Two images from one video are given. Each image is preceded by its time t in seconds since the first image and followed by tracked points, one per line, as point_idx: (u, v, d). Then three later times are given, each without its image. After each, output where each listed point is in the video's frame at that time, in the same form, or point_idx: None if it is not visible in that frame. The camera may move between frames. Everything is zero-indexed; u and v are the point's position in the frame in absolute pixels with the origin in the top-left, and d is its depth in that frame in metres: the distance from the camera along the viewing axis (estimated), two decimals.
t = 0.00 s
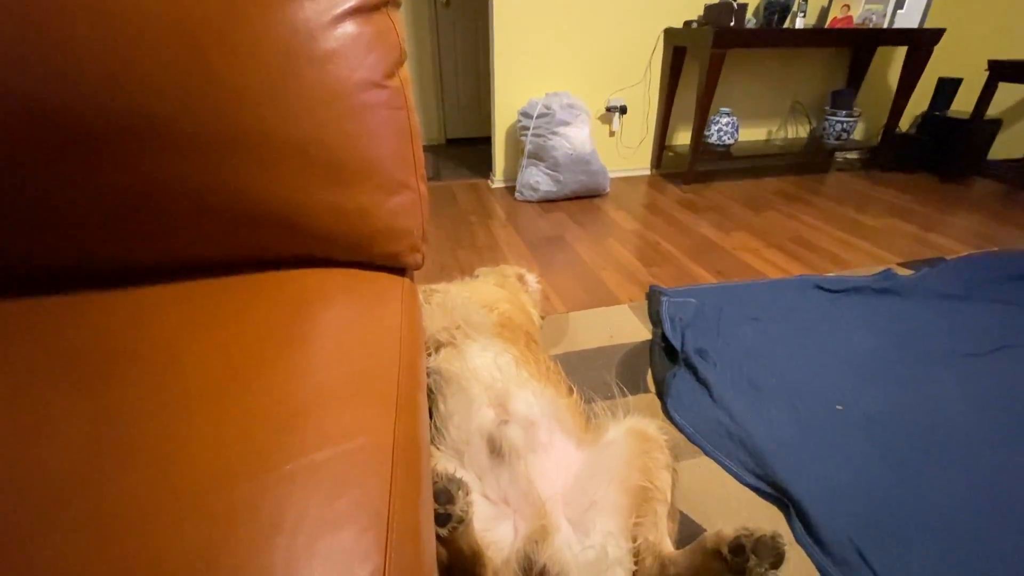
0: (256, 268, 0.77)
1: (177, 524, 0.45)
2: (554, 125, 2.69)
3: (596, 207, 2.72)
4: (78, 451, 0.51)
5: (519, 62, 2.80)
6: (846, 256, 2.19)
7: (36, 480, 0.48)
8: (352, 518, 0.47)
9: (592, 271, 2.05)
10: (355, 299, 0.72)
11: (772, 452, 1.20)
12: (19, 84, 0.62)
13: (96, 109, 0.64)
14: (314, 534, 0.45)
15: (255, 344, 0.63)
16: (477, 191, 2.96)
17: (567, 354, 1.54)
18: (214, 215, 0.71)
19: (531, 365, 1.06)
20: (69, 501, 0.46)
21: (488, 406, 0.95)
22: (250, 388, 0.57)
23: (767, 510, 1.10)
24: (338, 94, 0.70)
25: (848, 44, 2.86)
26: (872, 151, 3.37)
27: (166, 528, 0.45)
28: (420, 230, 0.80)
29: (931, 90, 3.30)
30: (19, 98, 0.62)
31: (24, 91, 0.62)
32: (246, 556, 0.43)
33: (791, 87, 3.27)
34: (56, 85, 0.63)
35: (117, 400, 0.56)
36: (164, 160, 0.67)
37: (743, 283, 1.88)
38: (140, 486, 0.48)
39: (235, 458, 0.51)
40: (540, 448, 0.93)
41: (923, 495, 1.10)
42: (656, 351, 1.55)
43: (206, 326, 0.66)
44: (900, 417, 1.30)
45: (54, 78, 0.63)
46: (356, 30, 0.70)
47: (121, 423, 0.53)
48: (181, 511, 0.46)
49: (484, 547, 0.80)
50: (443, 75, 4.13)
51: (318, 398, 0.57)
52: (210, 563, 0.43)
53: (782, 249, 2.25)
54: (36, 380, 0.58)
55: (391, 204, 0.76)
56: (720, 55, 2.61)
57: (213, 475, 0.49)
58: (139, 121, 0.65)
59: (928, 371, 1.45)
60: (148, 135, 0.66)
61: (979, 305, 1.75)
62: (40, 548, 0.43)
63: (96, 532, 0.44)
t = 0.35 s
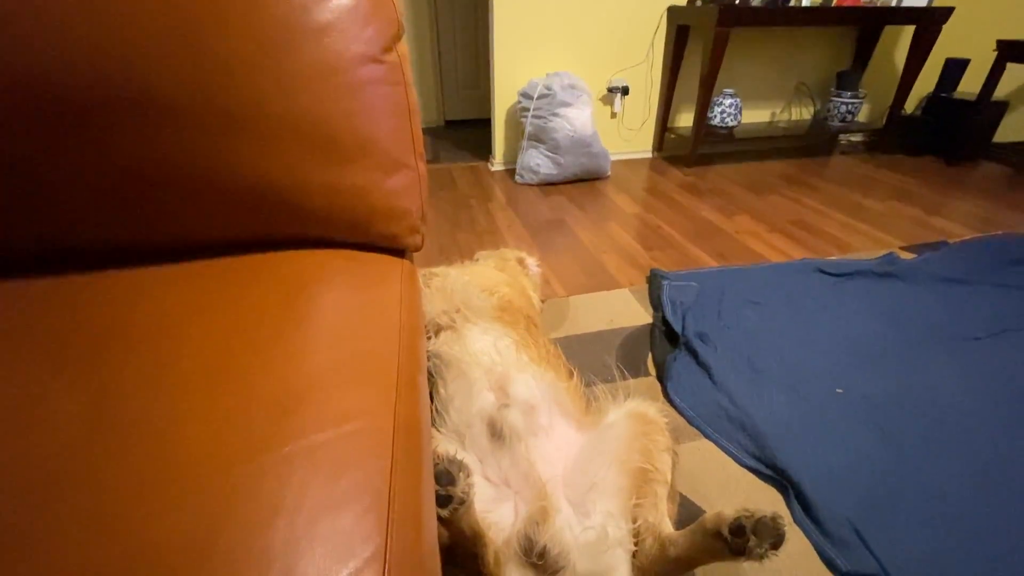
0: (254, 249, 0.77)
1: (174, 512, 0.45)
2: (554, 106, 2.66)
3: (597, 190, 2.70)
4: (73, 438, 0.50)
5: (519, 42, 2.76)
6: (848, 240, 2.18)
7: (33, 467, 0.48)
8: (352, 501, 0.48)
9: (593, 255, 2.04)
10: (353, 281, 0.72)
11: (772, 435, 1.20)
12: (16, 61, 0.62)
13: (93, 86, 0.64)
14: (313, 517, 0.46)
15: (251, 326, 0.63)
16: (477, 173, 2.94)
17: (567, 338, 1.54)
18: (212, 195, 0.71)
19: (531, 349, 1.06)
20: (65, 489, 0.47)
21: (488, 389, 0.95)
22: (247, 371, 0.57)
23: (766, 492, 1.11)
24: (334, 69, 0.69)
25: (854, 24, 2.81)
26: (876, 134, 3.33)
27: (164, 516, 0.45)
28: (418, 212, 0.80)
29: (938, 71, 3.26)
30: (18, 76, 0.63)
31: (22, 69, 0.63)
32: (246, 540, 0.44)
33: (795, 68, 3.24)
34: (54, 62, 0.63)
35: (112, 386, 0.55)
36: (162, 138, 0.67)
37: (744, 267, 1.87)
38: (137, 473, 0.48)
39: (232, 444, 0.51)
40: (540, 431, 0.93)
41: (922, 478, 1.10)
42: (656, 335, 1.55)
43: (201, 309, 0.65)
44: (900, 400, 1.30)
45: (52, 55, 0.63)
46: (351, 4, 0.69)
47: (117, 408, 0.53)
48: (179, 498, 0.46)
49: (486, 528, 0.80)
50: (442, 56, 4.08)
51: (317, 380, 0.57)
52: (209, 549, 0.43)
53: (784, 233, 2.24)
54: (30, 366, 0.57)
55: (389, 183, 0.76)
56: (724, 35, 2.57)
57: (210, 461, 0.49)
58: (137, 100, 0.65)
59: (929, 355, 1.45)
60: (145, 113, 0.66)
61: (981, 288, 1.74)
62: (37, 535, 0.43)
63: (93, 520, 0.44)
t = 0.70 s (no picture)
0: (254, 235, 0.77)
1: (173, 502, 0.46)
2: (555, 92, 2.64)
3: (597, 177, 2.69)
4: (71, 427, 0.51)
5: (519, 28, 2.73)
6: (850, 228, 2.17)
7: (31, 458, 0.48)
8: (352, 488, 0.48)
9: (593, 243, 2.03)
10: (352, 268, 0.72)
11: (772, 422, 1.20)
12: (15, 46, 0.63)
13: (92, 71, 0.64)
14: (312, 504, 0.46)
15: (249, 316, 0.63)
16: (476, 161, 2.93)
17: (568, 326, 1.54)
18: (211, 181, 0.71)
19: (531, 337, 1.06)
20: (62, 478, 0.47)
21: (488, 377, 0.95)
22: (245, 361, 0.57)
23: (765, 479, 1.11)
24: (331, 51, 0.69)
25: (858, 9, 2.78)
26: (879, 121, 3.31)
27: (162, 506, 0.45)
28: (418, 198, 0.80)
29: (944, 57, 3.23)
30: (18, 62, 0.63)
31: (22, 54, 0.63)
32: (246, 526, 0.44)
33: (799, 54, 3.21)
34: (53, 48, 0.63)
35: (111, 376, 0.55)
36: (161, 123, 0.67)
37: (745, 256, 1.87)
38: (135, 463, 0.48)
39: (230, 433, 0.51)
40: (540, 418, 0.93)
41: (920, 465, 1.11)
42: (656, 323, 1.55)
43: (198, 299, 0.65)
44: (901, 388, 1.30)
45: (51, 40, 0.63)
46: None
47: (115, 398, 0.53)
48: (177, 489, 0.46)
49: (486, 514, 0.80)
50: (442, 41, 4.04)
51: (317, 366, 0.58)
52: (208, 538, 0.43)
53: (786, 221, 2.23)
54: (28, 355, 0.57)
55: (389, 168, 0.76)
56: (727, 19, 2.55)
57: (208, 450, 0.49)
58: (134, 85, 0.66)
59: (930, 343, 1.45)
60: (143, 97, 0.66)
61: (983, 277, 1.74)
62: (37, 523, 0.44)
63: (91, 509, 0.45)
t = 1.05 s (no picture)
0: (250, 222, 0.76)
1: (166, 490, 0.45)
2: (555, 79, 2.62)
3: (597, 166, 2.67)
4: (66, 413, 0.51)
5: (519, 14, 2.71)
6: (852, 216, 2.15)
7: (27, 445, 0.48)
8: (348, 476, 0.47)
9: (593, 232, 2.02)
10: (349, 254, 0.71)
11: (772, 411, 1.20)
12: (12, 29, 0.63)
13: (89, 53, 0.64)
14: (306, 491, 0.46)
15: (244, 303, 0.62)
16: (476, 149, 2.91)
17: (567, 315, 1.53)
18: (208, 165, 0.71)
19: (531, 326, 1.05)
20: (58, 464, 0.47)
21: (487, 366, 0.95)
22: (239, 349, 0.57)
23: (764, 467, 1.11)
24: (324, 32, 0.69)
25: None
26: (883, 108, 3.28)
27: (155, 494, 0.45)
28: (415, 183, 0.80)
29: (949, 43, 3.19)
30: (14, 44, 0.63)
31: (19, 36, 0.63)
32: (239, 514, 0.44)
33: (801, 40, 3.18)
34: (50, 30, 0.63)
35: (105, 364, 0.55)
36: (156, 106, 0.67)
37: (747, 245, 1.85)
38: (129, 451, 0.48)
39: (225, 421, 0.50)
40: (540, 407, 0.93)
41: (919, 454, 1.11)
42: (656, 313, 1.54)
43: (192, 287, 0.65)
44: (901, 377, 1.29)
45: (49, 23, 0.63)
46: None
47: (109, 387, 0.53)
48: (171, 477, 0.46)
49: (485, 502, 0.79)
50: (440, 28, 4.00)
51: (313, 352, 0.57)
52: (201, 526, 0.43)
53: (787, 210, 2.21)
54: (24, 341, 0.57)
55: (385, 152, 0.76)
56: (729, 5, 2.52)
57: (201, 438, 0.49)
58: (130, 68, 0.66)
59: (930, 333, 1.44)
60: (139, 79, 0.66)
61: (985, 266, 1.73)
62: (30, 511, 0.43)
63: (84, 498, 0.44)
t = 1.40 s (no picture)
0: (247, 205, 0.76)
1: (163, 475, 0.45)
2: (555, 62, 2.59)
3: (598, 151, 2.65)
4: (63, 395, 0.51)
5: None
6: (854, 202, 2.14)
7: (26, 427, 0.48)
8: (345, 460, 0.48)
9: (593, 218, 2.01)
10: (345, 238, 0.71)
11: (771, 396, 1.20)
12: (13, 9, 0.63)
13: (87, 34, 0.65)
14: (304, 476, 0.46)
15: (241, 286, 0.62)
16: (475, 133, 2.88)
17: (567, 301, 1.53)
18: (205, 147, 0.71)
19: (530, 313, 1.04)
20: (56, 446, 0.47)
21: (486, 351, 0.95)
22: (235, 333, 0.57)
23: (762, 452, 1.11)
24: (319, 9, 0.69)
25: None
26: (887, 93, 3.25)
27: (152, 479, 0.45)
28: (412, 166, 0.79)
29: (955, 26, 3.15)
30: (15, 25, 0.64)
31: (19, 17, 0.63)
32: (236, 498, 0.44)
33: (806, 23, 3.13)
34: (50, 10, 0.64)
35: (101, 350, 0.55)
36: (155, 88, 0.68)
37: (747, 231, 1.84)
38: (125, 436, 0.48)
39: (221, 405, 0.50)
40: (538, 392, 0.93)
41: (917, 440, 1.11)
42: (656, 299, 1.53)
43: (188, 272, 0.64)
44: (900, 363, 1.29)
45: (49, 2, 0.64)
46: None
47: (105, 372, 0.53)
48: (168, 462, 0.46)
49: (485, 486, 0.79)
50: (439, 11, 3.95)
51: (310, 336, 0.57)
52: (198, 510, 0.43)
53: (789, 195, 2.20)
54: (23, 324, 0.57)
55: (382, 133, 0.75)
56: None
57: (197, 422, 0.49)
58: (128, 48, 0.66)
59: (931, 319, 1.44)
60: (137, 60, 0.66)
61: (987, 252, 1.72)
62: (28, 496, 0.44)
63: (82, 483, 0.44)
